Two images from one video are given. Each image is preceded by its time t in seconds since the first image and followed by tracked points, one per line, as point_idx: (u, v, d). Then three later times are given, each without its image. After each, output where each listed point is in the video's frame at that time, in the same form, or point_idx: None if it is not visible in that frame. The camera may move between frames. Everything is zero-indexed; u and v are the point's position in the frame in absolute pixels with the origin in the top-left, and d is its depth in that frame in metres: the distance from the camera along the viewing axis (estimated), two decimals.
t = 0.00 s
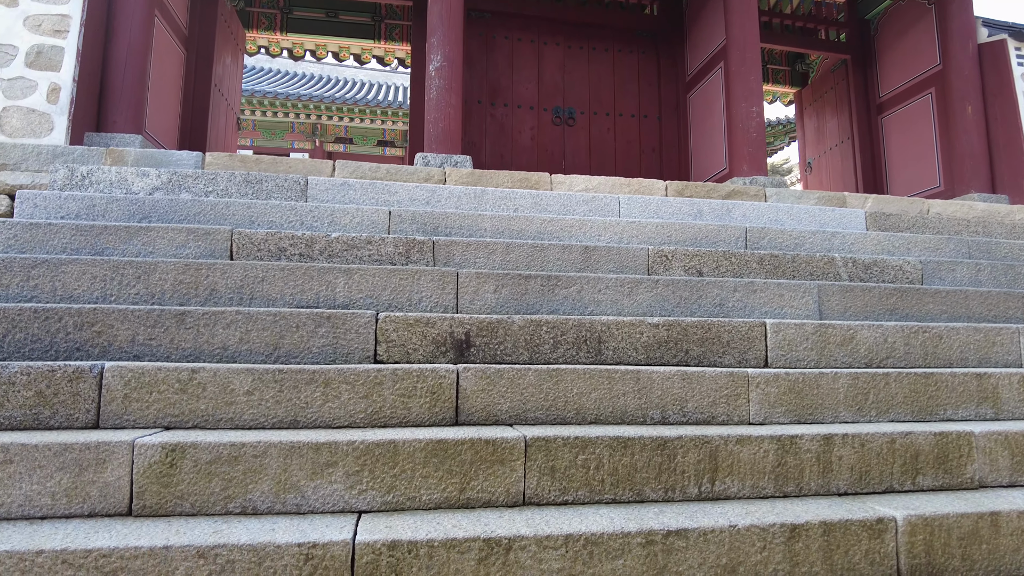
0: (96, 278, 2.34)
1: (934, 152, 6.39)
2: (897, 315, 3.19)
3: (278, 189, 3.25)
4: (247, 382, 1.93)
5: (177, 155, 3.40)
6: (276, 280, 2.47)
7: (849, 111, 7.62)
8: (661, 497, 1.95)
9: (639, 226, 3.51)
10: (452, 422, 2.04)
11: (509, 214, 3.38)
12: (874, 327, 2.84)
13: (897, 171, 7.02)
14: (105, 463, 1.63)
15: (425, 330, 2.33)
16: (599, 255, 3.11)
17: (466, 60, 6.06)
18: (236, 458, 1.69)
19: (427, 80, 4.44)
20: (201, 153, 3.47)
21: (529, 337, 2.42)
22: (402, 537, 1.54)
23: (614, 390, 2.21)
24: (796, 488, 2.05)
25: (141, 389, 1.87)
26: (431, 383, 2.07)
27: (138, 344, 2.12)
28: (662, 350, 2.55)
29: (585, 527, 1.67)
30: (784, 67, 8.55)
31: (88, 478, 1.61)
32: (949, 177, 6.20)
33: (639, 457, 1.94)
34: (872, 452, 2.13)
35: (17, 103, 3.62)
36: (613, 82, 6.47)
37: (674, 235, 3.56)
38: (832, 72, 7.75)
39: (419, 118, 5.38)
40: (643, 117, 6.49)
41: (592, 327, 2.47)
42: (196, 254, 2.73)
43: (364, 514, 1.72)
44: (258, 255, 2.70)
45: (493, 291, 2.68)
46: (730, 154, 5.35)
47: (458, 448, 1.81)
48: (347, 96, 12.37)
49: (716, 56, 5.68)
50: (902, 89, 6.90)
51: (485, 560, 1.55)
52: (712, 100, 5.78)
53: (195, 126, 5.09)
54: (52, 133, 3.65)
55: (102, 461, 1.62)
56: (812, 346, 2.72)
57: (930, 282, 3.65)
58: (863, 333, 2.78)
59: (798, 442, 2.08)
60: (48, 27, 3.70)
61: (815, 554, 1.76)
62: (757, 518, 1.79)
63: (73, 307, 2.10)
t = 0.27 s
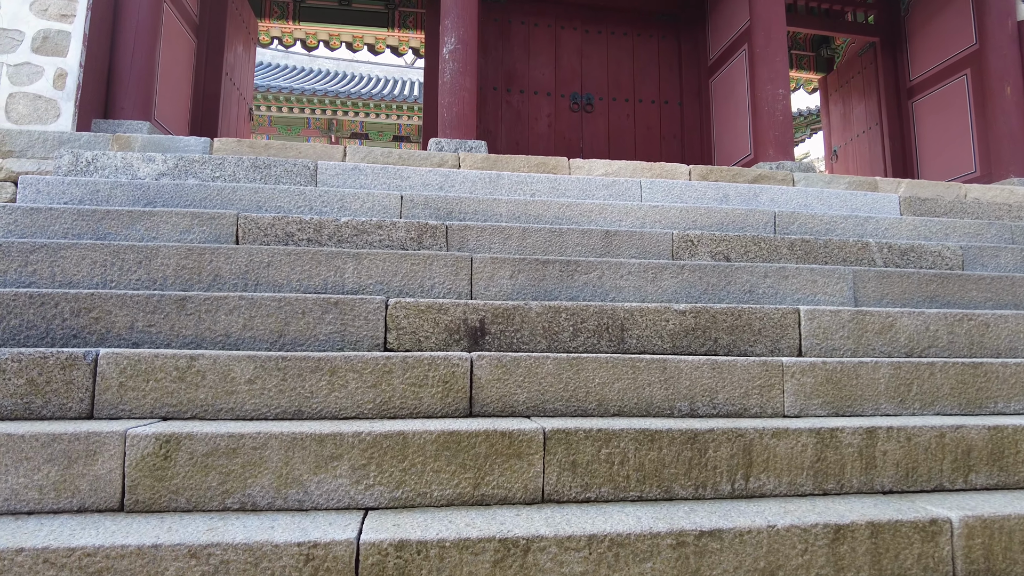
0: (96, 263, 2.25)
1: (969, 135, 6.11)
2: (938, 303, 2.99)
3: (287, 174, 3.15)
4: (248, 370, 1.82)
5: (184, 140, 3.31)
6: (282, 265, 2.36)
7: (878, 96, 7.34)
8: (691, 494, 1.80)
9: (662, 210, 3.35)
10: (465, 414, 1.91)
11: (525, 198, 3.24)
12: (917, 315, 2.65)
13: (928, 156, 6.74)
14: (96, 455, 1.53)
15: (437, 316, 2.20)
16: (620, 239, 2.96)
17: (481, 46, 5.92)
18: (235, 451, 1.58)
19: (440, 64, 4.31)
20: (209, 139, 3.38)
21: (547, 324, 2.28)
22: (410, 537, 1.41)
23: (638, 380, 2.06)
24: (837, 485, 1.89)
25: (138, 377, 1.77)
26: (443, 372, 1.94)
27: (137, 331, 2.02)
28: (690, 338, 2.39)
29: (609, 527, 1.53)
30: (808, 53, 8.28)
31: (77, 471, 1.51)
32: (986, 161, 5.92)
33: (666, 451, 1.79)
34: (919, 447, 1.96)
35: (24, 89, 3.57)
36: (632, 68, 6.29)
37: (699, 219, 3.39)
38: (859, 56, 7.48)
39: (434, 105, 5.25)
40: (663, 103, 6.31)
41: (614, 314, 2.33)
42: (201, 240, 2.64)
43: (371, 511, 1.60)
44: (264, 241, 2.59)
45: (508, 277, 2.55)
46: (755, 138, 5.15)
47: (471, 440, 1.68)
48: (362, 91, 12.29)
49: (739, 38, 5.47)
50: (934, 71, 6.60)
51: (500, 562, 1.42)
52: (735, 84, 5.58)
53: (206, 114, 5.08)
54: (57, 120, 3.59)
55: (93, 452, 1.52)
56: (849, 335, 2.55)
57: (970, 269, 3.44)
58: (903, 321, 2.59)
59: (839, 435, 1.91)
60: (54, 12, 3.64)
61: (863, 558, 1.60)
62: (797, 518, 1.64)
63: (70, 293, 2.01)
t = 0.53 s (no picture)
0: (90, 258, 2.17)
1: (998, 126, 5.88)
2: (972, 298, 2.83)
3: (291, 168, 3.07)
4: (242, 369, 1.73)
5: (187, 135, 3.25)
6: (282, 260, 2.27)
7: (900, 87, 7.12)
8: (712, 502, 1.68)
9: (679, 202, 3.22)
10: (470, 416, 1.80)
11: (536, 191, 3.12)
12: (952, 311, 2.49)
13: (955, 148, 6.51)
14: (78, 459, 1.44)
15: (442, 312, 2.09)
16: (635, 232, 2.83)
17: (492, 39, 5.82)
18: (224, 454, 1.49)
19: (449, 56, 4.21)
20: (213, 133, 3.30)
21: (558, 321, 2.16)
22: (408, 549, 1.31)
23: (654, 380, 1.94)
24: (870, 493, 1.75)
25: (126, 377, 1.69)
26: (447, 371, 1.83)
27: (129, 328, 1.94)
28: (709, 336, 2.26)
29: (624, 539, 1.41)
30: (827, 44, 8.06)
31: (58, 476, 1.43)
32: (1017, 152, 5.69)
33: (685, 456, 1.67)
34: (960, 452, 1.81)
35: (25, 84, 3.52)
36: (647, 60, 6.15)
37: (717, 212, 3.25)
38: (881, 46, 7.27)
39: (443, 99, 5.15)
40: (679, 95, 6.15)
41: (629, 311, 2.20)
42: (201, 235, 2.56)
43: (368, 520, 1.50)
44: (265, 235, 2.50)
45: (517, 272, 2.43)
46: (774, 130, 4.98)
47: (475, 444, 1.57)
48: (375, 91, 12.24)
49: (758, 27, 5.31)
50: (963, 59, 6.38)
51: None
52: (753, 75, 5.41)
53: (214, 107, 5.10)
54: (60, 114, 3.53)
55: (75, 456, 1.44)
56: (878, 332, 2.40)
57: (1005, 262, 3.26)
58: (937, 317, 2.44)
59: (871, 438, 1.78)
60: (57, 6, 3.59)
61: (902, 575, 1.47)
62: (828, 529, 1.51)
63: (60, 289, 1.94)
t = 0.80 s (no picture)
0: (70, 248, 2.08)
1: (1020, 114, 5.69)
2: (1000, 289, 2.67)
3: (285, 158, 2.97)
4: (221, 362, 1.63)
5: (180, 124, 3.16)
6: (270, 250, 2.17)
7: (916, 77, 6.93)
8: (725, 506, 1.55)
9: (688, 191, 3.08)
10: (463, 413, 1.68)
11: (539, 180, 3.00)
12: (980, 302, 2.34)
13: (974, 138, 6.32)
14: (39, 457, 1.34)
15: (436, 303, 1.98)
16: (642, 221, 2.70)
17: (496, 29, 5.70)
18: (196, 453, 1.38)
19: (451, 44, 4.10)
20: (207, 123, 3.21)
21: (560, 313, 2.04)
22: (390, 557, 1.19)
23: (662, 375, 1.82)
24: (897, 496, 1.61)
25: (97, 370, 1.59)
26: (439, 364, 1.71)
27: (107, 320, 1.84)
28: (720, 328, 2.13)
29: (627, 546, 1.29)
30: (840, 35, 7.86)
31: (18, 476, 1.33)
32: None
33: (694, 456, 1.54)
34: (994, 452, 1.67)
35: (16, 73, 3.49)
36: (655, 50, 6.01)
37: (728, 201, 3.11)
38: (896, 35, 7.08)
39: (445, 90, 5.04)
40: (687, 86, 6.02)
41: (635, 301, 2.08)
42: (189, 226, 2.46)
43: (351, 524, 1.39)
44: (255, 225, 2.40)
45: (517, 262, 2.32)
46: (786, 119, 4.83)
47: (466, 443, 1.46)
48: (381, 89, 12.15)
49: (769, 14, 5.16)
50: (982, 47, 6.19)
51: None
52: (765, 63, 5.26)
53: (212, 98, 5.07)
54: (51, 104, 3.53)
55: (35, 454, 1.34)
56: (901, 324, 2.25)
57: None
58: (964, 309, 2.29)
59: (898, 436, 1.64)
60: None
61: None
62: (853, 536, 1.37)
63: (34, 279, 1.84)
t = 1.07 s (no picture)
0: (49, 246, 1.98)
1: None
2: None
3: (279, 152, 2.87)
4: (199, 367, 1.52)
5: (172, 118, 3.06)
6: (258, 247, 2.06)
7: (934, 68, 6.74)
8: (743, 523, 1.42)
9: (699, 184, 2.95)
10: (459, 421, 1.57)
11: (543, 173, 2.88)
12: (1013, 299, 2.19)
13: (995, 130, 6.13)
14: None
15: (432, 302, 1.86)
16: (651, 216, 2.57)
17: (501, 22, 5.58)
18: (166, 465, 1.27)
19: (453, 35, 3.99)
20: (200, 117, 3.12)
21: (564, 313, 1.92)
22: None
23: (674, 379, 1.69)
24: (932, 512, 1.48)
25: (66, 374, 1.48)
26: (432, 369, 1.60)
27: (83, 322, 1.74)
28: (735, 328, 2.00)
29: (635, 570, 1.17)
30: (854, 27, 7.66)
31: None
32: None
33: (708, 469, 1.42)
34: None
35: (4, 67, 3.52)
36: (664, 42, 5.87)
37: (741, 194, 2.98)
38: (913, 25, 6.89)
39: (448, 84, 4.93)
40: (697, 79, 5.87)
41: (644, 300, 1.95)
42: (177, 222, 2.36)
43: (333, 544, 1.27)
44: (245, 221, 2.30)
45: (519, 259, 2.19)
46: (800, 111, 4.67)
47: (459, 454, 1.34)
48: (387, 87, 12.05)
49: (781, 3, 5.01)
50: (1003, 36, 6.00)
51: None
52: (777, 54, 5.11)
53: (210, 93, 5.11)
54: (40, 99, 3.52)
55: None
56: (929, 324, 2.11)
57: None
58: (997, 306, 2.14)
59: (931, 447, 1.50)
60: None
61: None
62: (886, 559, 1.24)
63: (7, 277, 1.74)
